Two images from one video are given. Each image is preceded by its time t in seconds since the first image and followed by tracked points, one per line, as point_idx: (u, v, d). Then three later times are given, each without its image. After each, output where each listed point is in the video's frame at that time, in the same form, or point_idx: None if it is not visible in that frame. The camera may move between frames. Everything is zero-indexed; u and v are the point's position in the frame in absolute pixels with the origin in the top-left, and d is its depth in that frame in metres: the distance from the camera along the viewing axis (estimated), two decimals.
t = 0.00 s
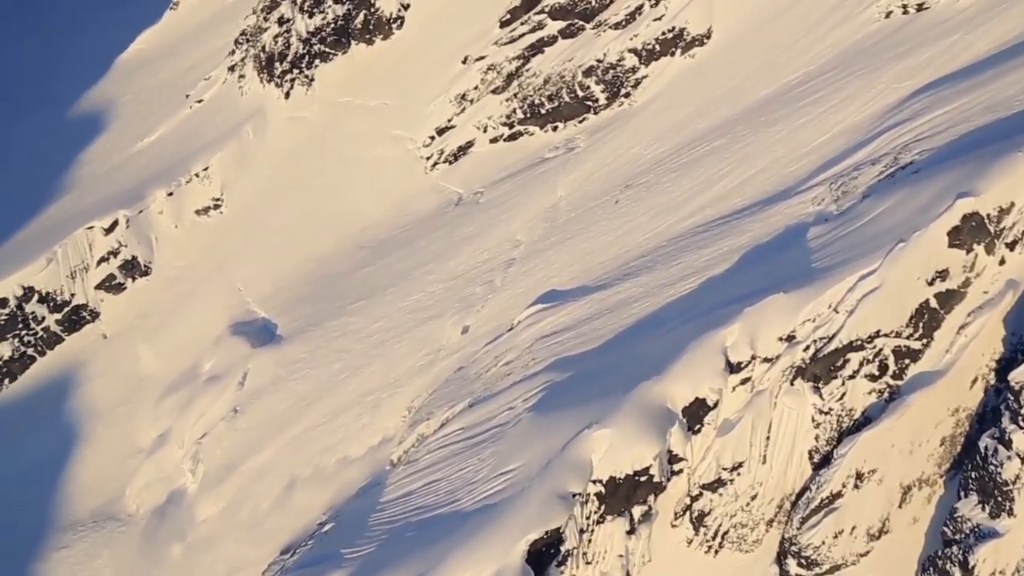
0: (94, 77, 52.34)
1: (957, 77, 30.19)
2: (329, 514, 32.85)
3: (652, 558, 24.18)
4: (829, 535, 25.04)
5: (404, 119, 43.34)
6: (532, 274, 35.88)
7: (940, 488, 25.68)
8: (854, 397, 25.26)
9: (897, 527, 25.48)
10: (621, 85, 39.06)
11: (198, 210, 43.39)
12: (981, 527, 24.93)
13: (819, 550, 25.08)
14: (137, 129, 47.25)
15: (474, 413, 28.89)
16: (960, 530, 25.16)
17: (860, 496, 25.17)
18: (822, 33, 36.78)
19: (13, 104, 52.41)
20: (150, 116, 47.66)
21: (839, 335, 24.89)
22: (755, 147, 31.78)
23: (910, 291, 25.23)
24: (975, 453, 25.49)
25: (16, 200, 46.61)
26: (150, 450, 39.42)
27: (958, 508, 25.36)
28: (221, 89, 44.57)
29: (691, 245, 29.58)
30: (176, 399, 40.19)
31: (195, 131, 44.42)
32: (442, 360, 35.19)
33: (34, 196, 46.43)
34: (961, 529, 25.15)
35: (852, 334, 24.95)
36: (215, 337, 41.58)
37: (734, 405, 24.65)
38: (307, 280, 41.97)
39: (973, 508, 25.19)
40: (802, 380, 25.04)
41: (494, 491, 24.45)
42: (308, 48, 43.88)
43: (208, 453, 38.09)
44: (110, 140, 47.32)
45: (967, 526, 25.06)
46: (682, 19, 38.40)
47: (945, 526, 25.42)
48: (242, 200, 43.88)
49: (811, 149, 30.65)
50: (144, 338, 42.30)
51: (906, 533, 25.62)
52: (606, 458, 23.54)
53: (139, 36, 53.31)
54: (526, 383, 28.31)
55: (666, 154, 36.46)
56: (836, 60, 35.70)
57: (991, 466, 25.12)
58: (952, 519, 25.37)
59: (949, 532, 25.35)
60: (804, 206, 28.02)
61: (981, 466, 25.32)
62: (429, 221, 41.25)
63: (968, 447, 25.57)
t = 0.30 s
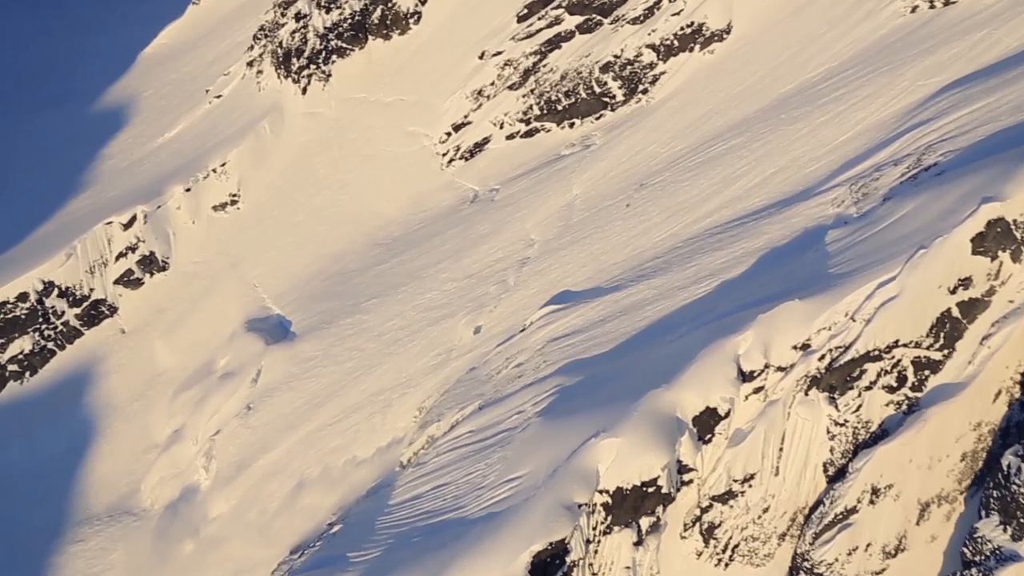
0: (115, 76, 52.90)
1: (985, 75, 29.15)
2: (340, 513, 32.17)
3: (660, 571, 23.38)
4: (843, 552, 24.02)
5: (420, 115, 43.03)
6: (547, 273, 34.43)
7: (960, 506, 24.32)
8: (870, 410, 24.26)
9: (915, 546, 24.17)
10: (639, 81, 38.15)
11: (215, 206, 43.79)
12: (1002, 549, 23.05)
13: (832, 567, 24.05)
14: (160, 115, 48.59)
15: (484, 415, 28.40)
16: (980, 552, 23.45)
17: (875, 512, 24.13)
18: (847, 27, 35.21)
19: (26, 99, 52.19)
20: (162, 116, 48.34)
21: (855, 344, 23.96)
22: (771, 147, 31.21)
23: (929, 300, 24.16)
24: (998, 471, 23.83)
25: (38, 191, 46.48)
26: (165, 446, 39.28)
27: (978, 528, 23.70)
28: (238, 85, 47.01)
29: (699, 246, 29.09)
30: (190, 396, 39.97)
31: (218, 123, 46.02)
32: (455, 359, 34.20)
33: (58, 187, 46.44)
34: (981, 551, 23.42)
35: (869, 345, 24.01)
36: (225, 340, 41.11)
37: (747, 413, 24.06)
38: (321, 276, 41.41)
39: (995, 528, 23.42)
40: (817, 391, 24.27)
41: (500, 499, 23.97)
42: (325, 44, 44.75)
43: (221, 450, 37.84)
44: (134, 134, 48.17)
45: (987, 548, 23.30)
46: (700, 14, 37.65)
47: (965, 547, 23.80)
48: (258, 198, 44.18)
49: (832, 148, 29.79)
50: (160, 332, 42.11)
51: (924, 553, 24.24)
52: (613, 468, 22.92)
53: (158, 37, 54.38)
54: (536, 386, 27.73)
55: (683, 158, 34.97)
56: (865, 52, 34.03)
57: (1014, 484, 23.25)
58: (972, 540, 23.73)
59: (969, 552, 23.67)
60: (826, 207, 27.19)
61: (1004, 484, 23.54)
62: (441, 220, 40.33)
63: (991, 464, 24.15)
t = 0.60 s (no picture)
0: (135, 69, 52.79)
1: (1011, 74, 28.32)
2: (349, 514, 31.97)
3: None
4: (855, 567, 23.51)
5: (436, 110, 42.53)
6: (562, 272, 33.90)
7: (977, 521, 23.80)
8: (886, 422, 23.66)
9: (930, 561, 23.71)
10: (657, 77, 37.49)
11: (231, 201, 43.54)
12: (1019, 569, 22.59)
13: None
14: (180, 108, 48.43)
15: (494, 417, 27.99)
16: (996, 570, 23.02)
17: (890, 526, 23.61)
18: (870, 23, 34.40)
19: (49, 96, 52.24)
20: (182, 108, 48.22)
21: (871, 354, 23.36)
22: (790, 145, 30.53)
23: (948, 309, 23.58)
24: (1017, 488, 23.26)
25: (58, 189, 46.49)
26: (179, 442, 39.27)
27: (995, 547, 23.22)
28: (256, 79, 46.51)
29: (713, 248, 28.55)
30: (204, 392, 39.94)
31: (236, 116, 45.77)
32: (467, 360, 33.83)
33: (78, 183, 46.38)
34: (998, 569, 22.98)
35: (885, 354, 23.41)
36: (240, 335, 40.95)
37: (759, 423, 23.43)
38: (335, 273, 41.13)
39: (1012, 547, 22.94)
40: (831, 401, 23.63)
41: (505, 506, 23.78)
42: (342, 38, 44.33)
43: (233, 448, 37.77)
44: (154, 127, 48.10)
45: (1005, 567, 22.84)
46: (720, 10, 36.86)
47: (981, 564, 23.34)
48: (274, 193, 43.82)
49: (852, 148, 29.11)
50: (175, 328, 42.10)
51: (939, 568, 23.80)
52: (619, 478, 22.56)
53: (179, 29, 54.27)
54: (547, 389, 27.31)
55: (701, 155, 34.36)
56: (886, 49, 33.28)
57: None
58: (988, 558, 23.27)
59: (985, 570, 23.25)
60: (845, 208, 26.50)
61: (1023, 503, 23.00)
62: (456, 216, 39.89)
63: (1009, 479, 23.60)
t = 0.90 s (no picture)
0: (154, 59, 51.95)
1: None
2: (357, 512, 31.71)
3: None
4: None
5: (451, 104, 41.93)
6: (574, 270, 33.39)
7: (993, 539, 23.29)
8: (898, 434, 23.10)
9: None
10: (674, 71, 36.74)
11: (246, 193, 43.21)
12: None
13: None
14: (197, 101, 48.07)
15: (501, 417, 27.51)
16: None
17: (901, 542, 23.04)
18: (892, 17, 33.54)
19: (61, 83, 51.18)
20: (200, 100, 47.91)
21: (884, 363, 22.76)
22: (807, 142, 29.84)
23: (966, 318, 22.91)
24: None
25: (70, 188, 46.10)
26: (191, 436, 39.21)
27: (1011, 566, 22.79)
28: (273, 70, 45.96)
29: (727, 248, 27.83)
30: (216, 386, 39.81)
31: (251, 108, 45.49)
32: (477, 358, 33.40)
33: (98, 181, 45.98)
34: None
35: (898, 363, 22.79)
36: (252, 329, 40.80)
37: (768, 432, 22.85)
38: (347, 268, 40.77)
39: None
40: (843, 411, 23.01)
41: (508, 511, 23.49)
42: (357, 29, 43.61)
43: (244, 443, 37.62)
44: (171, 118, 47.88)
45: None
46: (738, 2, 35.96)
47: None
48: (288, 186, 43.43)
49: (871, 147, 28.35)
50: (188, 320, 41.98)
51: None
52: (623, 487, 22.18)
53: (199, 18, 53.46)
54: (554, 391, 26.76)
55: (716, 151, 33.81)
56: (907, 44, 32.48)
57: None
58: None
59: None
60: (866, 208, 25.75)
61: None
62: (470, 211, 39.41)
63: None
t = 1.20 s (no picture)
0: (163, 55, 51.83)
1: None
2: (363, 507, 31.36)
3: None
4: None
5: (464, 94, 41.26)
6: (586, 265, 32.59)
7: (1005, 557, 22.31)
8: (909, 446, 22.20)
9: None
10: (690, 64, 36.01)
11: (258, 182, 42.96)
12: None
13: None
14: (217, 88, 47.66)
15: (506, 417, 27.06)
16: None
17: (910, 559, 22.08)
18: (913, 10, 32.62)
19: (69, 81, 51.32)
20: (216, 88, 47.56)
21: (896, 373, 21.99)
22: (824, 139, 29.10)
23: (982, 327, 22.03)
24: None
25: (78, 183, 45.92)
26: (201, 426, 39.09)
27: None
28: (288, 59, 45.57)
29: (741, 246, 27.13)
30: (226, 376, 39.66)
31: (266, 98, 44.92)
32: (485, 354, 32.93)
33: (102, 176, 45.72)
34: None
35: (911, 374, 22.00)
36: (263, 320, 40.46)
37: (775, 441, 22.18)
38: (356, 260, 40.31)
39: None
40: (852, 421, 22.20)
41: (509, 516, 23.33)
42: (371, 19, 43.26)
43: (253, 434, 37.40)
44: (188, 105, 47.59)
45: None
46: None
47: None
48: (301, 176, 43.08)
49: (889, 145, 27.61)
50: (201, 310, 41.81)
51: None
52: (624, 495, 21.96)
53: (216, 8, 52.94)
54: (560, 391, 26.35)
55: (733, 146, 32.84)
56: (929, 38, 31.49)
57: None
58: None
59: None
60: (886, 212, 24.82)
61: None
62: (483, 203, 38.77)
63: None
